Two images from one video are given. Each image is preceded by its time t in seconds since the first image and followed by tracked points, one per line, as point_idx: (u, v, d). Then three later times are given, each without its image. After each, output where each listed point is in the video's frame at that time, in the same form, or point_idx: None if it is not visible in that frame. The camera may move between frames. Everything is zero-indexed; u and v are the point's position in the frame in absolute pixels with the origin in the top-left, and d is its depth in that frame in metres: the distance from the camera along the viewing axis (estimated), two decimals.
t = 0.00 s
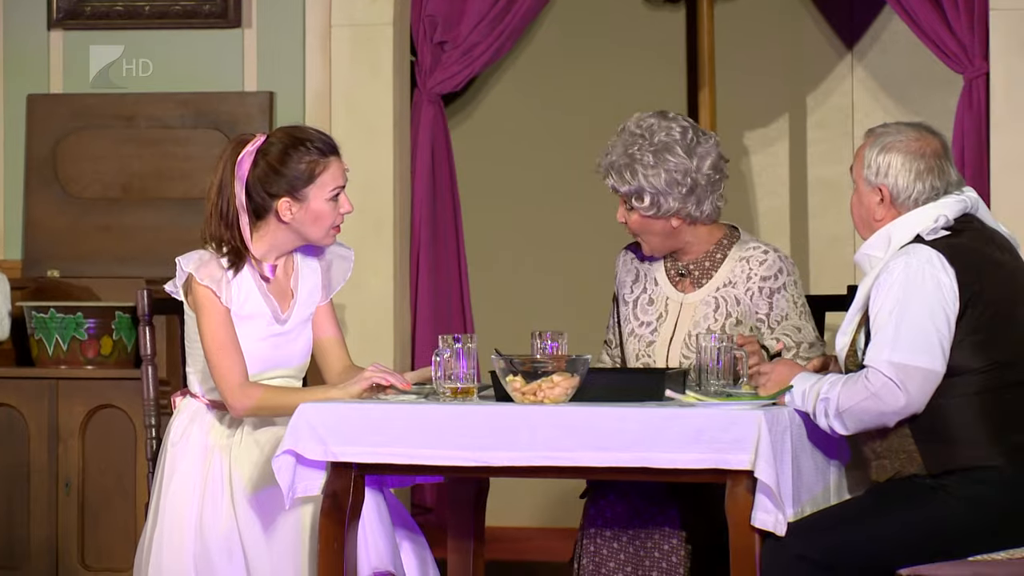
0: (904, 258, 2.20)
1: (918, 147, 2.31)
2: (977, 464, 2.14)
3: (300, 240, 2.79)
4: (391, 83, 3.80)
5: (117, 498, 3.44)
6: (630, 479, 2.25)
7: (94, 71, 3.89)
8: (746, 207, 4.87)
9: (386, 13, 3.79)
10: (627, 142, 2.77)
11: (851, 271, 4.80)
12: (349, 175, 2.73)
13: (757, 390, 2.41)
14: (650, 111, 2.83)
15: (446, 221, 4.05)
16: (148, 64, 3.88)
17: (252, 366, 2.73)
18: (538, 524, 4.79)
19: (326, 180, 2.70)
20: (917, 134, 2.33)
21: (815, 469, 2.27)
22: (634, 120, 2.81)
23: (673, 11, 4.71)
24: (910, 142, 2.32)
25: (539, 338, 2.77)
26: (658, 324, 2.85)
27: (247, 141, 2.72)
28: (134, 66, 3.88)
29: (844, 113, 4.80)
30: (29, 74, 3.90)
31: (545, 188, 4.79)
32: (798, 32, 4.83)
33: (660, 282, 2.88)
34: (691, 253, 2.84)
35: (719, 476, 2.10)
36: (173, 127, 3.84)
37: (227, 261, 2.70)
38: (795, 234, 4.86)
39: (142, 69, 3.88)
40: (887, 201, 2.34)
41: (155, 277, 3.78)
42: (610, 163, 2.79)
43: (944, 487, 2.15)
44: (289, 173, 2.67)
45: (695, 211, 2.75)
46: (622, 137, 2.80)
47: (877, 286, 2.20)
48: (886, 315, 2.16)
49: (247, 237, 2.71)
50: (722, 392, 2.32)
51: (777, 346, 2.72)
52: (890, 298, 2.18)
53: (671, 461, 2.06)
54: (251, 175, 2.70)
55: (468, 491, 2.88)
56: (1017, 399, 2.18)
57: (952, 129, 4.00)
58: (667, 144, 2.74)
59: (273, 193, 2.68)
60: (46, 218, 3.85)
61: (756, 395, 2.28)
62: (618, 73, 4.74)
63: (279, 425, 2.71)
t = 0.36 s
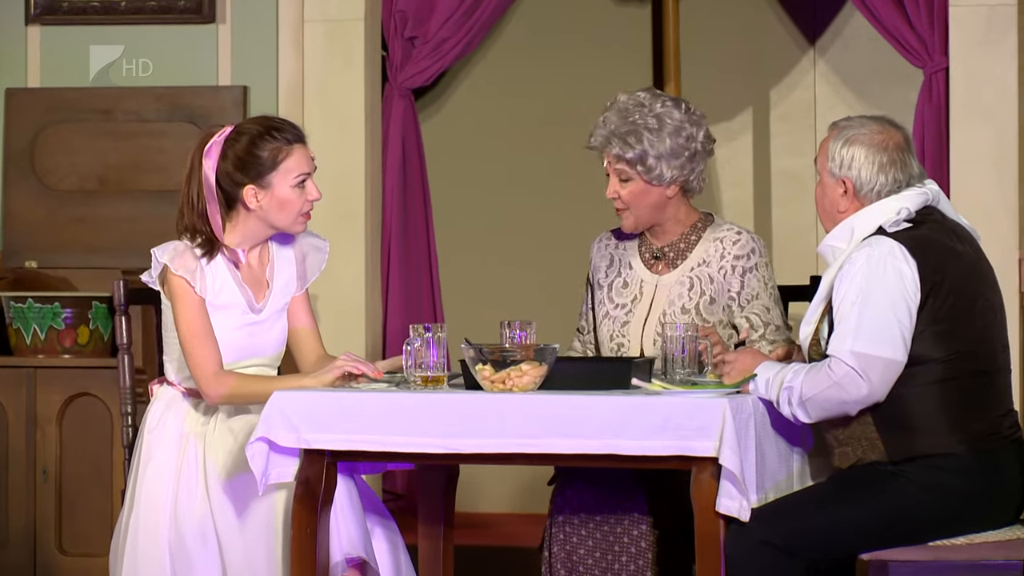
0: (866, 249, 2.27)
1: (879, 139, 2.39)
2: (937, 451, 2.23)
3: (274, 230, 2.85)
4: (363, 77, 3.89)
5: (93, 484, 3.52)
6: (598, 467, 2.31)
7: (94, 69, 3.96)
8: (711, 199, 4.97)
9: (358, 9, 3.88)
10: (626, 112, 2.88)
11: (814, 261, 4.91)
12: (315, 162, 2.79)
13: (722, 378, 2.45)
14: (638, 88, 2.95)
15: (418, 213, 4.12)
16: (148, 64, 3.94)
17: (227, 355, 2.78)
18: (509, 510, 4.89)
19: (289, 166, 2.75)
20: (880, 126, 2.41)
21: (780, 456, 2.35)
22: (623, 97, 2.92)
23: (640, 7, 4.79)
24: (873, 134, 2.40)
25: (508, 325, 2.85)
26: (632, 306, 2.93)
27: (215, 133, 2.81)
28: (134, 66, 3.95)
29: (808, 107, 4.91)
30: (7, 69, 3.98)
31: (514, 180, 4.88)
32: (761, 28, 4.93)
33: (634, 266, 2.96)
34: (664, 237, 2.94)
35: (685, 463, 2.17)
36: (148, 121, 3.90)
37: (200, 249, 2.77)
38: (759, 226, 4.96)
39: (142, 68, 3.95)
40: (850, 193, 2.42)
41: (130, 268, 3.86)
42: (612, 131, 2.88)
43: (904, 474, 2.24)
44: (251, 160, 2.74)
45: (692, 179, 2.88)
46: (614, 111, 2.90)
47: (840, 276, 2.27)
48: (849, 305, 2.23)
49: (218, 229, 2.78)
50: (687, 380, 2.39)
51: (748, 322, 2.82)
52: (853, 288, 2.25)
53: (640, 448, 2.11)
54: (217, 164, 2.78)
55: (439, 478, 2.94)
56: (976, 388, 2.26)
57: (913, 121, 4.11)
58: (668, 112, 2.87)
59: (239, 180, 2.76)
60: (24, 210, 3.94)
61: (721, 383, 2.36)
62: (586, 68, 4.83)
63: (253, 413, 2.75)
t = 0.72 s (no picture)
0: (839, 242, 2.30)
1: (851, 135, 2.45)
2: (908, 440, 2.27)
3: (253, 220, 2.91)
4: (343, 73, 3.99)
5: (82, 474, 3.59)
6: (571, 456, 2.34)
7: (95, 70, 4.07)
8: (686, 193, 5.07)
9: (338, 7, 3.99)
10: (649, 86, 2.92)
11: (787, 254, 5.02)
12: (289, 150, 2.85)
13: (696, 368, 2.54)
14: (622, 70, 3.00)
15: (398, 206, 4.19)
16: (148, 64, 4.04)
17: (213, 344, 2.85)
18: (488, 498, 4.99)
19: (260, 153, 2.82)
20: (851, 122, 2.47)
21: (752, 445, 2.38)
22: (623, 84, 2.96)
23: (615, 5, 4.87)
24: (845, 129, 2.46)
25: (487, 320, 2.90)
26: (615, 283, 2.97)
27: (192, 124, 2.89)
28: (134, 67, 4.05)
29: (780, 102, 5.00)
30: None
31: (491, 175, 4.97)
32: (733, 25, 5.04)
33: (611, 244, 2.99)
34: (645, 219, 2.99)
35: (659, 451, 2.16)
36: (133, 116, 4.01)
37: (180, 235, 2.85)
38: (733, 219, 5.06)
39: (142, 69, 4.04)
40: (822, 186, 2.48)
41: (114, 260, 4.02)
42: (644, 107, 2.91)
43: (875, 462, 2.27)
44: (223, 148, 2.82)
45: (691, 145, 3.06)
46: (630, 93, 2.93)
47: (813, 268, 2.30)
48: (822, 295, 2.26)
49: (196, 220, 2.85)
50: (662, 370, 2.48)
51: (730, 299, 2.91)
52: (825, 280, 2.27)
53: (615, 438, 2.11)
54: (193, 155, 2.85)
55: (418, 465, 3.00)
56: (946, 379, 2.30)
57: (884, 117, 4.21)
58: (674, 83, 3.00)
59: (212, 168, 2.83)
60: (11, 204, 4.08)
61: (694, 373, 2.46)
62: (562, 64, 4.92)
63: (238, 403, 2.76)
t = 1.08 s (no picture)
0: (829, 241, 2.37)
1: (841, 135, 2.52)
2: (896, 435, 2.34)
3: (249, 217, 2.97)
4: (341, 76, 4.06)
5: (83, 469, 3.66)
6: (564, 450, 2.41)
7: (95, 69, 4.15)
8: (677, 193, 5.14)
9: (336, 11, 4.06)
10: (638, 87, 2.99)
11: (777, 253, 5.08)
12: (281, 147, 2.91)
13: (688, 365, 2.61)
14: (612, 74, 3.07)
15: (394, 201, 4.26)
16: (149, 64, 4.14)
17: (213, 340, 2.90)
18: (482, 493, 5.07)
19: (251, 151, 2.88)
20: (842, 122, 2.54)
21: (742, 441, 2.44)
22: (613, 86, 3.03)
23: (608, 8, 4.95)
24: (836, 130, 2.53)
25: (482, 316, 2.97)
26: (617, 277, 3.03)
27: (186, 124, 2.94)
28: (134, 66, 4.14)
29: (770, 104, 5.07)
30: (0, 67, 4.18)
31: (485, 175, 5.05)
32: (724, 28, 5.13)
33: (610, 237, 3.06)
34: (645, 216, 3.06)
35: (651, 447, 2.22)
36: (134, 117, 4.10)
37: (177, 232, 2.92)
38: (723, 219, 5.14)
39: (143, 68, 4.14)
40: (813, 186, 2.55)
41: (116, 259, 4.13)
42: (635, 109, 2.98)
43: (864, 457, 2.34)
44: (215, 146, 2.87)
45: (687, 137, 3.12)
46: (619, 96, 3.00)
47: (805, 265, 2.38)
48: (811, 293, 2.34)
49: (194, 220, 2.91)
50: (655, 367, 2.54)
51: (717, 291, 3.01)
52: (815, 278, 2.35)
53: (605, 433, 2.18)
54: (187, 153, 2.91)
55: (415, 462, 3.04)
56: (933, 375, 2.37)
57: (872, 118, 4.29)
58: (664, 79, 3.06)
59: (206, 166, 2.89)
60: (14, 203, 4.20)
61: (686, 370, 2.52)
62: (555, 65, 4.99)
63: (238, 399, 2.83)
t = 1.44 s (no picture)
0: (830, 239, 2.37)
1: (844, 134, 2.52)
2: (895, 434, 2.34)
3: (247, 216, 2.97)
4: (340, 75, 4.06)
5: (83, 468, 3.66)
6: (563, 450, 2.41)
7: (94, 69, 4.16)
8: (675, 192, 5.14)
9: (335, 11, 4.06)
10: (657, 96, 2.98)
11: (775, 253, 5.08)
12: (279, 147, 2.91)
13: (686, 365, 2.61)
14: (638, 78, 3.05)
15: (394, 199, 4.27)
16: (148, 64, 4.14)
17: (212, 340, 2.90)
18: (481, 493, 5.07)
19: (249, 150, 2.88)
20: (845, 122, 2.55)
21: (741, 440, 2.44)
22: (635, 88, 3.01)
23: (606, 7, 4.95)
24: (838, 129, 2.54)
25: (481, 316, 2.97)
26: (611, 278, 3.03)
27: (183, 124, 2.95)
28: (134, 67, 4.15)
29: (768, 104, 5.07)
30: None
31: (484, 174, 5.05)
32: (723, 28, 5.13)
33: (604, 242, 3.06)
34: (640, 220, 3.07)
35: (650, 447, 2.22)
36: (133, 117, 4.12)
37: (176, 232, 2.92)
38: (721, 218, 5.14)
39: (142, 68, 4.14)
40: (815, 184, 2.55)
41: (115, 259, 4.14)
42: (649, 115, 2.96)
43: (863, 456, 2.35)
44: (212, 146, 2.87)
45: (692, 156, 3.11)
46: (638, 99, 2.98)
47: (806, 263, 2.38)
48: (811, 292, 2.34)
49: (191, 220, 2.91)
50: (654, 367, 2.54)
51: (713, 289, 3.01)
52: (816, 275, 2.35)
53: (603, 433, 2.18)
54: (185, 153, 2.91)
55: (414, 463, 3.04)
56: (932, 374, 2.37)
57: (871, 117, 4.29)
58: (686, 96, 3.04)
59: (204, 166, 2.89)
60: (13, 202, 4.21)
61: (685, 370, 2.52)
62: (554, 65, 5.00)
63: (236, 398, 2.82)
